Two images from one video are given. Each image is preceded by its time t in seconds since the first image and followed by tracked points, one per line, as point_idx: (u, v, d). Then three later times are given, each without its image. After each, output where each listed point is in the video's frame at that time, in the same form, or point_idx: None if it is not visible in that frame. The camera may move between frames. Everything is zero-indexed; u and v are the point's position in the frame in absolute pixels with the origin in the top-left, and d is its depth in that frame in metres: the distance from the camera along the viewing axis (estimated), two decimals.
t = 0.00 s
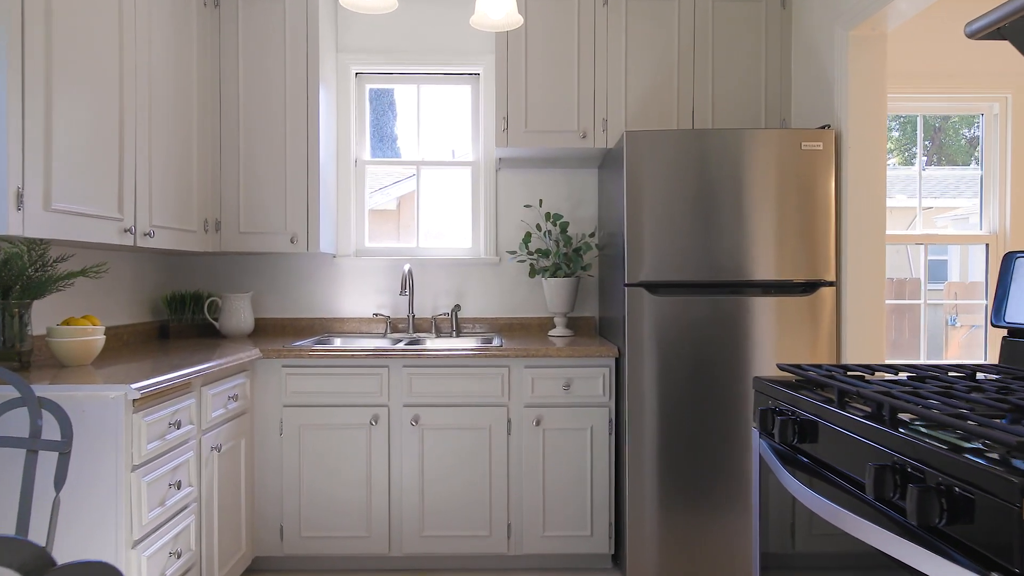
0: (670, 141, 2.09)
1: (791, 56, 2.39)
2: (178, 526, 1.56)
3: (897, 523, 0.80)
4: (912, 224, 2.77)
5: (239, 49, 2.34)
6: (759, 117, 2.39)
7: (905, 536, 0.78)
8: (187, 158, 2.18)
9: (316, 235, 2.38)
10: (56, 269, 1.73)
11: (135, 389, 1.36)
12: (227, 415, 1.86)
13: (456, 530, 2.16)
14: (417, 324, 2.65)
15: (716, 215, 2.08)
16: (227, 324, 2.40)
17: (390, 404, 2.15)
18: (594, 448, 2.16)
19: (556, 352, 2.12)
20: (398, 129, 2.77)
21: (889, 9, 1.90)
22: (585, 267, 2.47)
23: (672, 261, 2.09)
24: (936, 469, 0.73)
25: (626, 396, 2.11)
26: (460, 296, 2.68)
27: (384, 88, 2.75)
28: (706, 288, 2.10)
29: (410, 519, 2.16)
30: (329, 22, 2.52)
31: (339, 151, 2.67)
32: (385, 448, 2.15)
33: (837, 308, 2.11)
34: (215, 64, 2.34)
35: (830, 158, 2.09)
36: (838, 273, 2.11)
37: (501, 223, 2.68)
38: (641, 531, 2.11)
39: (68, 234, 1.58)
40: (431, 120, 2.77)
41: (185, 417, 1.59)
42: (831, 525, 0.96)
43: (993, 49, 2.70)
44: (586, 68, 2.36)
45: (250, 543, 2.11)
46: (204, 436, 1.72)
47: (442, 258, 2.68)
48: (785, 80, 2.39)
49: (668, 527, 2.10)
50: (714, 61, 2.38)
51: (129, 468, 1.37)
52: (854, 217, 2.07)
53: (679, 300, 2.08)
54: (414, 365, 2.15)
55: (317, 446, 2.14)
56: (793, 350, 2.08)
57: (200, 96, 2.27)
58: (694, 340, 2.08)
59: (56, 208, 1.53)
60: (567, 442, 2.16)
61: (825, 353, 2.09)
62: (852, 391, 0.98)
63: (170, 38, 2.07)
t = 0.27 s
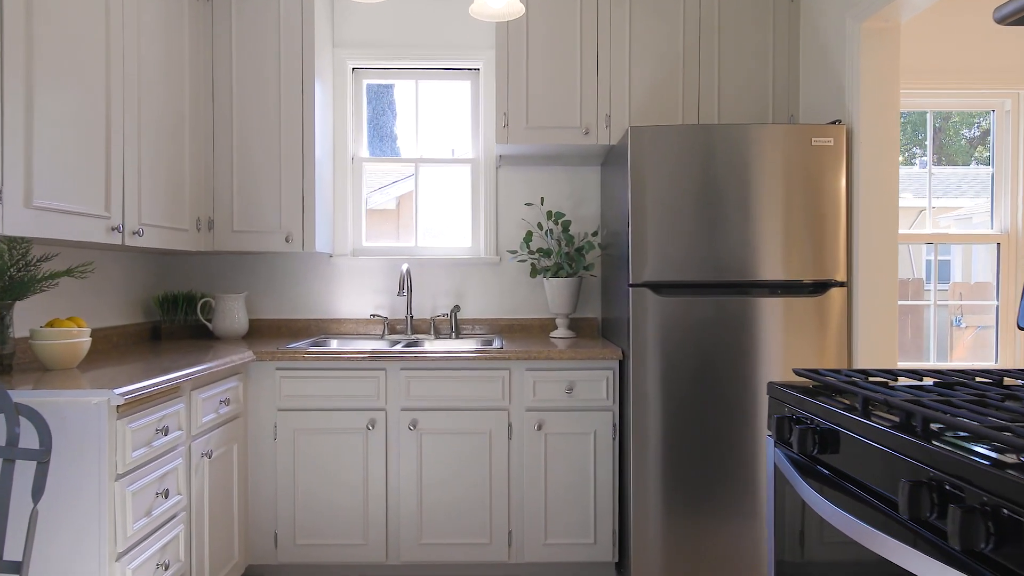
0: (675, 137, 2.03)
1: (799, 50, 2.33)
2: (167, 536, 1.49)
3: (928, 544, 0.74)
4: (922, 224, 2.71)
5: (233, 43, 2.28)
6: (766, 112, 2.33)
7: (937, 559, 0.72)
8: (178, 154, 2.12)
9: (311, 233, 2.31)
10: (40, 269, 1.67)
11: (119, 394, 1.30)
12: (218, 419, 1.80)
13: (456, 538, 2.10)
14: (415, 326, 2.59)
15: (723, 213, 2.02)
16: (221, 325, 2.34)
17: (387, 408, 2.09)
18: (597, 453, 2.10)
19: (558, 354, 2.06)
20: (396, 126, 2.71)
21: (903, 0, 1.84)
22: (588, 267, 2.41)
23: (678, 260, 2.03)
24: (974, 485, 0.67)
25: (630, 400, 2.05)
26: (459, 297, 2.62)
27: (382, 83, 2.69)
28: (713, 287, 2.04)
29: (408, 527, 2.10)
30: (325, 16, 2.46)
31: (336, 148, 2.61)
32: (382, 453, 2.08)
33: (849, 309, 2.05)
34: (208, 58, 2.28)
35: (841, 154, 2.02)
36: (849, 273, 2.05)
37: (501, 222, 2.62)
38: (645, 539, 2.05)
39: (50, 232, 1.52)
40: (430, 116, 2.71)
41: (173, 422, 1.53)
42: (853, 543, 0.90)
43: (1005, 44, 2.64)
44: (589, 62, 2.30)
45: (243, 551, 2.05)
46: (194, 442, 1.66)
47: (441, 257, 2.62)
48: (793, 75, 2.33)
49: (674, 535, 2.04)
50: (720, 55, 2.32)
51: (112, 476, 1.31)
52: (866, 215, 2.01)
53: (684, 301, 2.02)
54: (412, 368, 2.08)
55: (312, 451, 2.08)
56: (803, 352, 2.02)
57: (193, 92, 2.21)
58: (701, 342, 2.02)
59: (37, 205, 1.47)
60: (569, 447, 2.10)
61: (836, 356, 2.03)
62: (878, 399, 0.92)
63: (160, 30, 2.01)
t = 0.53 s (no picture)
0: (681, 133, 1.97)
1: (808, 44, 2.27)
2: (153, 547, 1.43)
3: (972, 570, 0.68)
4: (933, 223, 2.65)
5: (227, 36, 2.22)
6: (774, 107, 2.27)
7: None
8: (170, 150, 2.06)
9: (307, 232, 2.25)
10: (23, 269, 1.60)
11: (101, 400, 1.24)
12: (209, 425, 1.74)
13: (456, 546, 2.04)
14: (414, 327, 2.53)
15: (731, 212, 1.96)
16: (214, 327, 2.27)
17: (385, 412, 2.02)
18: (601, 458, 2.04)
19: (561, 357, 1.99)
20: (394, 122, 2.64)
21: None
22: (591, 267, 2.35)
23: (684, 260, 1.97)
24: None
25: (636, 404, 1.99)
26: (459, 297, 2.56)
27: (380, 79, 2.62)
28: (721, 288, 1.97)
29: (407, 535, 2.04)
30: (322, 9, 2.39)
31: (333, 145, 2.54)
32: (379, 459, 2.02)
33: (862, 311, 1.99)
34: (201, 52, 2.22)
35: (854, 150, 1.96)
36: (863, 273, 1.99)
37: (501, 220, 2.56)
38: (650, 548, 1.99)
39: (31, 231, 1.46)
40: (429, 112, 2.64)
41: (160, 429, 1.47)
42: (884, 564, 0.83)
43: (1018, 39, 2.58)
44: (592, 56, 2.24)
45: (236, 560, 1.99)
46: (183, 448, 1.59)
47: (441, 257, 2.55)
48: (802, 69, 2.26)
49: (680, 543, 1.98)
50: (727, 48, 2.26)
51: (95, 486, 1.24)
52: (880, 214, 1.95)
53: (691, 302, 1.95)
54: (410, 371, 2.02)
55: (307, 457, 2.01)
56: (815, 355, 1.96)
57: (184, 86, 2.15)
58: (709, 345, 1.95)
59: (17, 202, 1.41)
60: (572, 453, 2.04)
61: (848, 359, 1.97)
62: (909, 409, 0.85)
63: (150, 22, 1.94)
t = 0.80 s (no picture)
0: (689, 128, 1.90)
1: (818, 37, 2.21)
2: (141, 559, 1.37)
3: None
4: (943, 221, 2.58)
5: (221, 30, 2.16)
6: (783, 102, 2.21)
7: None
8: (161, 146, 2.00)
9: (303, 231, 2.19)
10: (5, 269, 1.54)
11: (83, 408, 1.18)
12: (200, 430, 1.68)
13: (456, 555, 1.98)
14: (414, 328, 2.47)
15: (740, 210, 1.89)
16: (207, 328, 2.21)
17: (382, 417, 1.96)
18: (606, 465, 1.97)
19: (564, 360, 1.93)
20: (393, 119, 2.58)
21: None
22: (595, 267, 2.29)
23: (691, 261, 1.90)
24: None
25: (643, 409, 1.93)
26: (460, 298, 2.50)
27: (378, 74, 2.56)
28: (731, 289, 1.91)
29: (405, 544, 1.98)
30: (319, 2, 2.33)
31: (330, 142, 2.48)
32: (377, 465, 1.96)
33: (876, 312, 1.93)
34: (194, 46, 2.16)
35: (869, 146, 1.90)
36: (877, 274, 1.93)
37: (503, 219, 2.50)
38: (656, 558, 1.92)
39: (12, 230, 1.39)
40: (428, 109, 2.58)
41: (148, 436, 1.41)
42: None
43: None
44: (596, 50, 2.18)
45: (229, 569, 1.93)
46: (173, 456, 1.53)
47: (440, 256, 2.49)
48: (812, 63, 2.20)
49: (687, 552, 1.92)
50: (735, 42, 2.20)
51: (77, 498, 1.19)
52: (895, 212, 1.88)
53: (699, 304, 1.89)
54: (409, 374, 1.96)
55: (303, 462, 1.95)
56: (828, 359, 1.89)
57: (177, 80, 2.09)
58: (718, 347, 1.89)
59: None
60: (576, 458, 1.98)
61: (862, 362, 1.90)
62: (947, 421, 0.79)
63: (140, 13, 1.88)
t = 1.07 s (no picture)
0: (697, 124, 1.84)
1: (830, 30, 2.14)
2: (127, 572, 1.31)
3: None
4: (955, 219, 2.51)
5: (214, 23, 2.10)
6: (793, 96, 2.15)
7: None
8: (152, 142, 1.94)
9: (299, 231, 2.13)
10: None
11: (64, 416, 1.12)
12: (191, 437, 1.61)
13: (456, 565, 1.92)
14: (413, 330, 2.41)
15: (750, 208, 1.83)
16: (201, 330, 2.15)
17: (381, 422, 1.90)
18: (611, 471, 1.91)
19: (569, 363, 1.87)
20: (392, 115, 2.52)
21: None
22: (600, 267, 2.22)
23: (699, 261, 1.84)
24: None
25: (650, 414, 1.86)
26: (460, 298, 2.44)
27: (376, 68, 2.50)
28: (741, 289, 1.85)
29: (404, 553, 1.91)
30: None
31: (327, 138, 2.42)
32: (375, 472, 1.90)
33: (892, 313, 1.87)
34: (187, 40, 2.10)
35: (885, 141, 1.84)
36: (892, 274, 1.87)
37: (504, 218, 2.44)
38: (663, 568, 1.86)
39: None
40: (428, 105, 2.52)
41: (134, 444, 1.35)
42: None
43: None
44: (601, 44, 2.11)
45: None
46: (162, 464, 1.47)
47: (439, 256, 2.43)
48: (824, 56, 2.14)
49: (694, 561, 1.85)
50: (745, 35, 2.14)
51: (58, 511, 1.12)
52: (912, 210, 1.82)
53: (708, 305, 1.83)
54: (408, 378, 1.90)
55: (299, 469, 1.89)
56: (842, 362, 1.82)
57: (168, 74, 2.03)
58: (727, 349, 1.82)
59: None
60: (581, 464, 1.91)
61: (876, 365, 1.84)
62: (988, 433, 0.72)
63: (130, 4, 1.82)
